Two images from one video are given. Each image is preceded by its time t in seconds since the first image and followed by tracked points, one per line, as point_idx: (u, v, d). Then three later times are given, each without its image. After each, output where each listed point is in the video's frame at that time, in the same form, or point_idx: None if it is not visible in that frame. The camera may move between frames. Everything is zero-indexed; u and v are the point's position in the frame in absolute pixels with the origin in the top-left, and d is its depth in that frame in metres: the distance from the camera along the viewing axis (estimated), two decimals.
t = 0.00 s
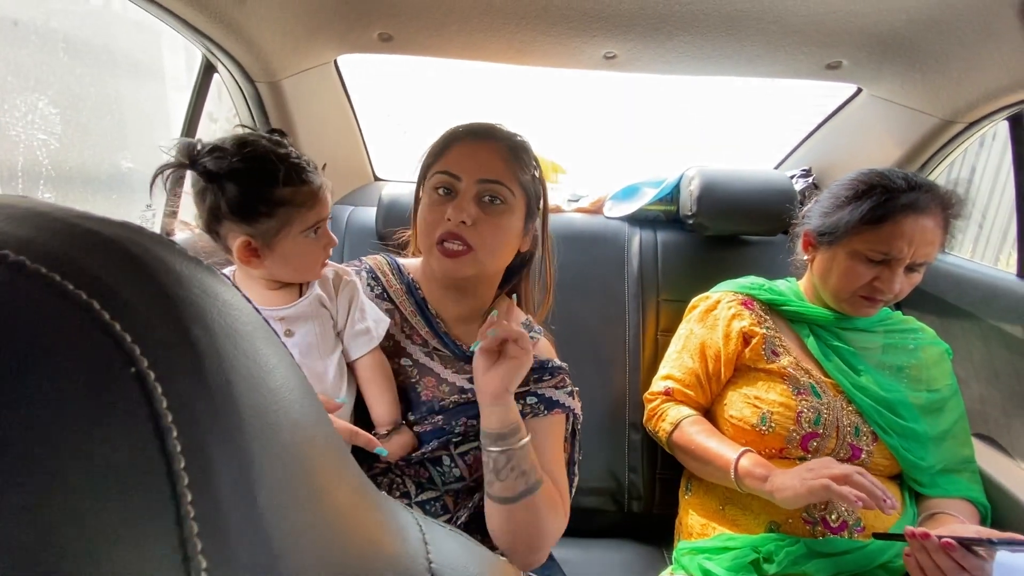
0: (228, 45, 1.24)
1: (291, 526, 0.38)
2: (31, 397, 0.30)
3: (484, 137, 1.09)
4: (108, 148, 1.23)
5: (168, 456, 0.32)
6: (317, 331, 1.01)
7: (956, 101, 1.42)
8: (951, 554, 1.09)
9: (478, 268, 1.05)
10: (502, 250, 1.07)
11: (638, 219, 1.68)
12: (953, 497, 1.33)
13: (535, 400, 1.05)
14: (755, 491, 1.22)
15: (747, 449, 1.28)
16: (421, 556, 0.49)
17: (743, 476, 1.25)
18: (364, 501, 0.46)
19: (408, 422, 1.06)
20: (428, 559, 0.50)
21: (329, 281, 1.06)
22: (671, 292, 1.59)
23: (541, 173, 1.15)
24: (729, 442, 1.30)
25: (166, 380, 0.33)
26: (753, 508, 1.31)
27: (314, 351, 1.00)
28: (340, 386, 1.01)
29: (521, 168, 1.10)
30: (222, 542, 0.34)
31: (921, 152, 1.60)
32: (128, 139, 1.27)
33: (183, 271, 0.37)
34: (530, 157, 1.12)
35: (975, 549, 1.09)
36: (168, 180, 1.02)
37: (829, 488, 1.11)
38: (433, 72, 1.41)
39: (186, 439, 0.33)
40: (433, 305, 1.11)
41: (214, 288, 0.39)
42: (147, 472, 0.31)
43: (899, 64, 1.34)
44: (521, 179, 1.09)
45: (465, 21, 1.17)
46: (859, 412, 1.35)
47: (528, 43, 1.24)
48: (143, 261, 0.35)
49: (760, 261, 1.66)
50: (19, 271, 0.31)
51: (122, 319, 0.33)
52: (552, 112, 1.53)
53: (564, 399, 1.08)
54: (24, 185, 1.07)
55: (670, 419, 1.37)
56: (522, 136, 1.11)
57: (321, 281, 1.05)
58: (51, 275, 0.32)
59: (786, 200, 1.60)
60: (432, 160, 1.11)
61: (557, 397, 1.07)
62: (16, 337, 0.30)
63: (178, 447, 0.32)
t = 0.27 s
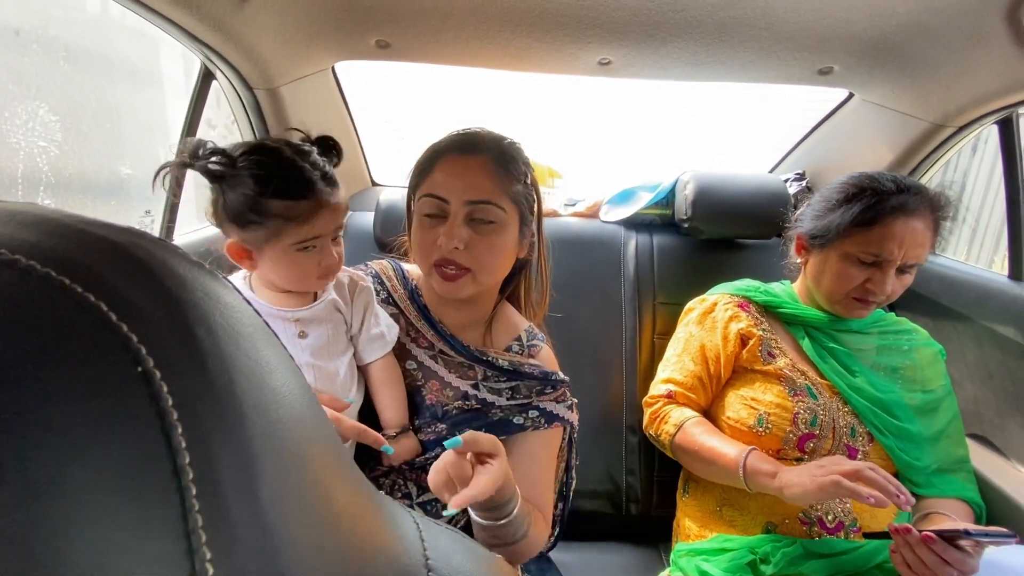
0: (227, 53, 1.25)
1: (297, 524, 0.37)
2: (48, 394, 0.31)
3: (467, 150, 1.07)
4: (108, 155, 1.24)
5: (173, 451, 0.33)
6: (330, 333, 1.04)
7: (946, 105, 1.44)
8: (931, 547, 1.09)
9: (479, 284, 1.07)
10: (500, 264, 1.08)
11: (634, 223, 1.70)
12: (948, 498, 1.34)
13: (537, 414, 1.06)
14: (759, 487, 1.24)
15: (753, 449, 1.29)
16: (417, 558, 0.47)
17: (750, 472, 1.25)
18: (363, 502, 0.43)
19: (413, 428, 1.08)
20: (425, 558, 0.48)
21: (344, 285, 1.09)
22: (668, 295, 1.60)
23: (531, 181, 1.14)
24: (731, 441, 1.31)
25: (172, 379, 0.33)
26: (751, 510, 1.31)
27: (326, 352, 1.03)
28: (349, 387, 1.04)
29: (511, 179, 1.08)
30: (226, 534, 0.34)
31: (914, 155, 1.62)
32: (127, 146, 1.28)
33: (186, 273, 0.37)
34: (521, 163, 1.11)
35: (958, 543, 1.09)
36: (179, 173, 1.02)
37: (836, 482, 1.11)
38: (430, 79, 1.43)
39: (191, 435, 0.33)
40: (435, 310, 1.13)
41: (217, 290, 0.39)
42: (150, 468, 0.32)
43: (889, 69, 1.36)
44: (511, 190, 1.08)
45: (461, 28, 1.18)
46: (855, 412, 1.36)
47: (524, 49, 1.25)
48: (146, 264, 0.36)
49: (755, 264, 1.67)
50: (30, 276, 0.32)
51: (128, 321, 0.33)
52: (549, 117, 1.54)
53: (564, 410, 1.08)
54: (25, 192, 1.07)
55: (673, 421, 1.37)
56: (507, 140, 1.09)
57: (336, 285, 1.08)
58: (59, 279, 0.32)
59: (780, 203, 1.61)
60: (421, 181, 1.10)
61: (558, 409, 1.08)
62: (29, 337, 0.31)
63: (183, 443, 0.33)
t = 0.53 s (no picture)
0: (227, 58, 1.25)
1: (303, 533, 0.35)
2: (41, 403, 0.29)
3: (483, 152, 1.08)
4: (107, 158, 1.24)
5: (177, 462, 0.30)
6: (328, 341, 1.06)
7: (946, 108, 1.44)
8: (937, 550, 1.08)
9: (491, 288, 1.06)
10: (513, 267, 1.08)
11: (634, 225, 1.69)
12: (951, 500, 1.33)
13: (546, 429, 1.06)
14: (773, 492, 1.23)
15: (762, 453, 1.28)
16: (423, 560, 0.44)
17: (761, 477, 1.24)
18: (368, 504, 0.41)
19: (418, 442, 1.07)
20: (431, 564, 0.45)
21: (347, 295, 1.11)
22: (668, 298, 1.60)
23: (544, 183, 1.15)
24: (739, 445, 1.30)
25: (177, 386, 0.31)
26: (753, 514, 1.31)
27: (324, 359, 1.04)
28: (346, 395, 1.05)
29: (523, 179, 1.09)
30: (232, 548, 0.31)
31: (913, 157, 1.62)
32: (126, 150, 1.28)
33: (189, 277, 0.35)
34: (532, 167, 1.12)
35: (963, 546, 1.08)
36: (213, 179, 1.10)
37: (853, 488, 1.10)
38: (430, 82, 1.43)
39: (196, 443, 0.31)
40: (439, 316, 1.12)
41: (223, 295, 0.36)
42: (151, 477, 0.29)
43: (889, 71, 1.36)
44: (524, 192, 1.09)
45: (461, 31, 1.18)
46: (858, 415, 1.36)
47: (524, 52, 1.25)
48: (149, 268, 0.33)
49: (754, 266, 1.67)
50: (28, 280, 0.30)
51: (131, 325, 0.31)
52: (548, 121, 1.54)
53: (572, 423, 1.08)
54: (22, 196, 1.08)
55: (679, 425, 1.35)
56: (522, 145, 1.10)
57: (338, 294, 1.10)
58: (58, 282, 0.30)
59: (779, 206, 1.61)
60: (434, 180, 1.10)
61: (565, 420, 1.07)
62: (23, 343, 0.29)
63: (188, 454, 0.31)
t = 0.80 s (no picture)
0: (221, 61, 1.25)
1: (271, 546, 0.33)
2: None
3: (473, 150, 1.09)
4: (100, 161, 1.24)
5: (138, 471, 0.29)
6: (324, 341, 1.04)
7: (942, 109, 1.44)
8: (946, 564, 1.07)
9: (481, 282, 1.06)
10: (504, 261, 1.07)
11: (632, 227, 1.69)
12: (949, 503, 1.32)
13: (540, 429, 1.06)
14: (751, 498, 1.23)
15: (744, 457, 1.28)
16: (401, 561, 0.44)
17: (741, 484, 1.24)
18: (343, 511, 0.40)
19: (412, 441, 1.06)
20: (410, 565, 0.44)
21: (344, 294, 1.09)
22: (665, 301, 1.60)
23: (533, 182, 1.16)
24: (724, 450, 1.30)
25: (139, 392, 0.29)
26: (751, 517, 1.30)
27: (318, 359, 1.03)
28: (340, 393, 1.04)
29: (512, 176, 1.10)
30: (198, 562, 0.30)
31: (910, 158, 1.61)
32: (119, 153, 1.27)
33: (156, 277, 0.33)
34: (521, 167, 1.13)
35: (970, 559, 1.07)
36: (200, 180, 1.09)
37: (824, 496, 1.10)
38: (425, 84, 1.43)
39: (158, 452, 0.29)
40: (435, 319, 1.12)
41: (192, 299, 0.35)
42: (112, 488, 0.28)
43: (885, 72, 1.35)
44: (514, 189, 1.09)
45: (455, 33, 1.18)
46: (854, 418, 1.35)
47: (518, 55, 1.25)
48: (111, 267, 0.31)
49: (752, 268, 1.66)
50: None
51: (91, 329, 0.29)
52: (544, 123, 1.54)
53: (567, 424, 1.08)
54: (13, 199, 1.06)
55: (665, 427, 1.36)
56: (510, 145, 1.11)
57: (336, 294, 1.08)
58: (14, 283, 0.28)
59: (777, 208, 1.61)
60: (424, 177, 1.11)
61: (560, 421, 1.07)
62: None
63: (148, 463, 0.29)
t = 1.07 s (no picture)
0: (221, 69, 1.27)
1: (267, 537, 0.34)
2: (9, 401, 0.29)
3: (469, 155, 1.11)
4: (101, 167, 1.25)
5: (137, 456, 0.30)
6: (320, 342, 1.06)
7: (933, 115, 1.46)
8: (937, 566, 1.08)
9: (478, 280, 1.06)
10: (501, 258, 1.08)
11: (628, 232, 1.71)
12: (943, 505, 1.33)
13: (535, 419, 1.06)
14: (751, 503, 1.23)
15: (739, 460, 1.29)
16: (388, 557, 0.43)
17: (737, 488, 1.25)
18: (334, 504, 0.40)
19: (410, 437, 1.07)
20: (397, 560, 0.43)
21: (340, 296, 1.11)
22: (661, 305, 1.61)
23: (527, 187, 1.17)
24: (720, 454, 1.31)
25: (140, 384, 0.31)
26: (745, 519, 1.31)
27: (314, 359, 1.06)
28: (337, 393, 1.06)
29: (507, 180, 1.12)
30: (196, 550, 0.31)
31: (901, 164, 1.64)
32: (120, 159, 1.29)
33: (157, 277, 0.34)
34: (515, 172, 1.14)
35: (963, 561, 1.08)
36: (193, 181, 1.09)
37: (828, 505, 1.10)
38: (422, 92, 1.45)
39: (157, 439, 0.30)
40: (430, 318, 1.12)
41: (192, 297, 0.36)
42: (113, 474, 0.29)
43: (875, 79, 1.38)
44: (509, 191, 1.11)
45: (452, 42, 1.20)
46: (846, 420, 1.36)
47: (515, 63, 1.27)
48: (116, 269, 0.33)
49: (746, 273, 1.68)
50: None
51: (96, 325, 0.30)
52: (540, 130, 1.56)
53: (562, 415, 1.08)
54: (17, 205, 1.06)
55: (662, 431, 1.37)
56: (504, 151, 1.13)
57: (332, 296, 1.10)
58: (27, 284, 0.30)
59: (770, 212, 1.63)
60: (421, 180, 1.13)
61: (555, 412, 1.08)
62: None
63: (147, 448, 0.30)
